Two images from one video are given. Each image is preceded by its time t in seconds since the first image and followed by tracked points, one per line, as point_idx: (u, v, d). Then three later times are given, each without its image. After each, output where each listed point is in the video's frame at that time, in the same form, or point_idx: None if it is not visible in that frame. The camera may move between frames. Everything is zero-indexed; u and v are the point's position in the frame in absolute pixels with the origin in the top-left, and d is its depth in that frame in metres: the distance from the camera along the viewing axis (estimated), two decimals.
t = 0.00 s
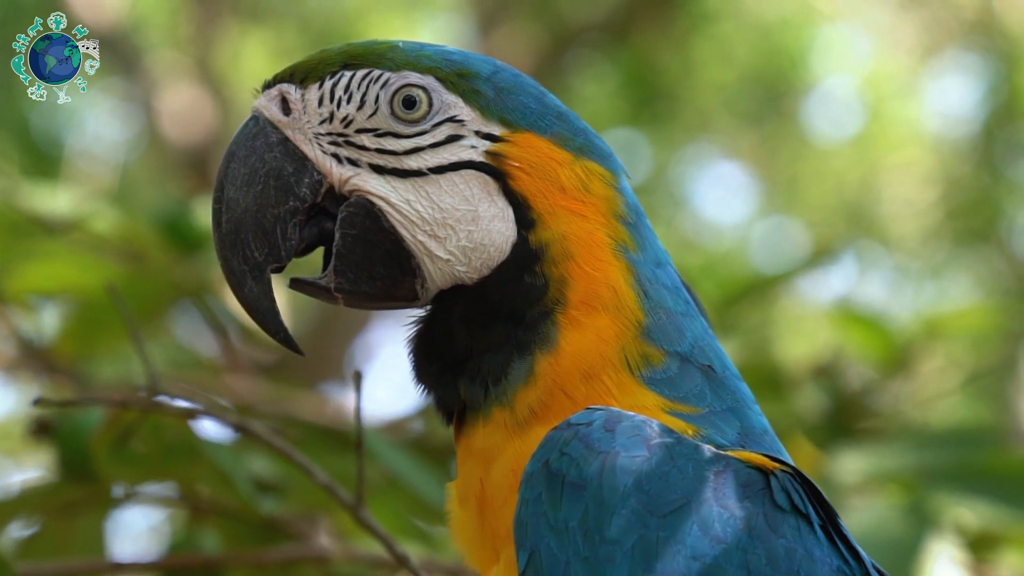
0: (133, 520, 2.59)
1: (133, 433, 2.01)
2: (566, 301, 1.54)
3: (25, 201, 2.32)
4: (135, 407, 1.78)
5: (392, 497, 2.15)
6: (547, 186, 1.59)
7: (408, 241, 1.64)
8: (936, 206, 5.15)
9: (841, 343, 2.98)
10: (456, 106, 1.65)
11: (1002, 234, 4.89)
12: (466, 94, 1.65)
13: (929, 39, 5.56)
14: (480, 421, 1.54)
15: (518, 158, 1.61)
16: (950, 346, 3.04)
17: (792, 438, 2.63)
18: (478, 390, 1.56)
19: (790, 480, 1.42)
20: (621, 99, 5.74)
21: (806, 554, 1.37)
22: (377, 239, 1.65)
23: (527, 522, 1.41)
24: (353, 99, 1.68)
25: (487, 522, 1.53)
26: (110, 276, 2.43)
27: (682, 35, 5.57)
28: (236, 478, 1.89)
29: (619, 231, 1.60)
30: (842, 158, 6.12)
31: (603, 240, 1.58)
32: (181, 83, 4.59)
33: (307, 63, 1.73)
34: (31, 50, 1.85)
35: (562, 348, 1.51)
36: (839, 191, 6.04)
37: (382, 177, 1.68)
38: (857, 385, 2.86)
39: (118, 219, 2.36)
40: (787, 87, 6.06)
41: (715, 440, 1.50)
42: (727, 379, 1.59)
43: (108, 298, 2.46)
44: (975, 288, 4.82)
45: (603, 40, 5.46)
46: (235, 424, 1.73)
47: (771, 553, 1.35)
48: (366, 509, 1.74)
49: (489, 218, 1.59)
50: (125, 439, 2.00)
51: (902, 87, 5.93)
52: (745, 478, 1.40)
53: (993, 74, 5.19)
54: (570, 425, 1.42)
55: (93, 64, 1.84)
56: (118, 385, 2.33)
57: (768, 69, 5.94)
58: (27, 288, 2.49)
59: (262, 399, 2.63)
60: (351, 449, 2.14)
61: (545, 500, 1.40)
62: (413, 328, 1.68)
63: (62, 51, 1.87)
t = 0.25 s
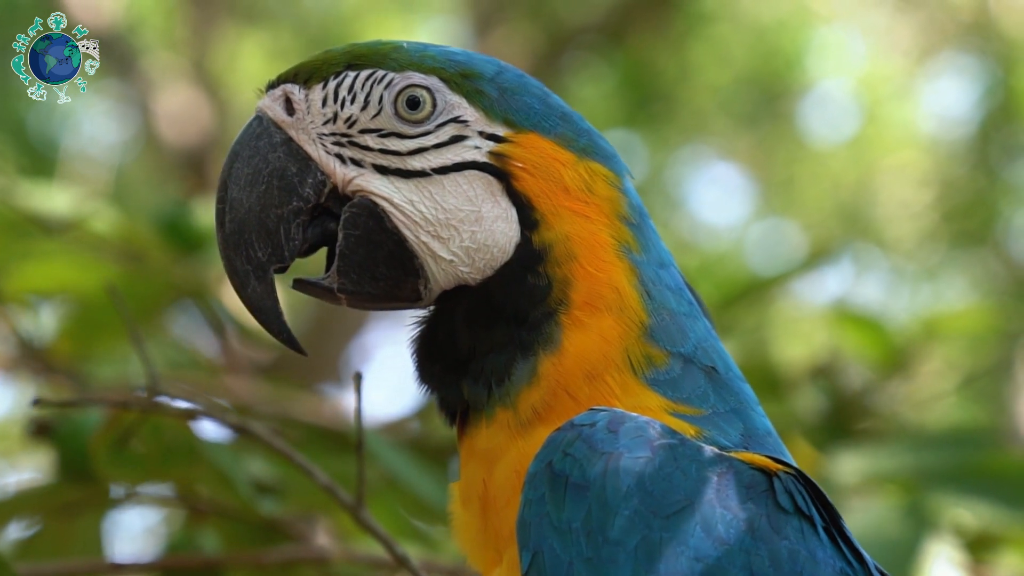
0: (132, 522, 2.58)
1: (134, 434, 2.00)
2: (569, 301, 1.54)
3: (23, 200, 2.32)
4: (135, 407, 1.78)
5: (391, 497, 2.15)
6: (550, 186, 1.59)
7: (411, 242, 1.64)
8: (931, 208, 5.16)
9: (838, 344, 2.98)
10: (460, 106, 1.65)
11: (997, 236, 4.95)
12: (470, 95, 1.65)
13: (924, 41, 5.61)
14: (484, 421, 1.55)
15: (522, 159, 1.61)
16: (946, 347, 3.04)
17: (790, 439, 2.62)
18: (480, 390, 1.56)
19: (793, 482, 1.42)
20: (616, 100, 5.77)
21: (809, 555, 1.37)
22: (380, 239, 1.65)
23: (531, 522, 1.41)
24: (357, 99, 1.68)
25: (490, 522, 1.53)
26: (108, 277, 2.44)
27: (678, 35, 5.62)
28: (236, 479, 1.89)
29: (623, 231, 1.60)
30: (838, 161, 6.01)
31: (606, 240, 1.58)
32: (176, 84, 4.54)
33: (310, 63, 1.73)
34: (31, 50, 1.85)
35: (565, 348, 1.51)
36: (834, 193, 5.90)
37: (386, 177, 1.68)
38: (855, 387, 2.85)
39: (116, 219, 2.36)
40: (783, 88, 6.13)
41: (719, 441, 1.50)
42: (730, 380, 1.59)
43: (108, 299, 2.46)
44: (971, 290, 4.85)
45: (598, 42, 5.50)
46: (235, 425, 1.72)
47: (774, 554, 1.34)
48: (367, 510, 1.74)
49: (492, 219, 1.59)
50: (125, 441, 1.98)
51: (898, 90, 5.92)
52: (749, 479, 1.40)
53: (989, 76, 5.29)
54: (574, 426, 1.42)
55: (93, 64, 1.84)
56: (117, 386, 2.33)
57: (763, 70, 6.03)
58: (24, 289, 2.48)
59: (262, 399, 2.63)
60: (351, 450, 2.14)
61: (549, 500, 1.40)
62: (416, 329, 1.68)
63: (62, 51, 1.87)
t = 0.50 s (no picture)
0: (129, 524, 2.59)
1: (134, 434, 2.00)
2: (570, 301, 1.54)
3: (21, 201, 2.31)
4: (135, 408, 1.78)
5: (391, 499, 2.15)
6: (551, 186, 1.59)
7: (412, 242, 1.64)
8: (928, 210, 5.19)
9: (837, 345, 2.98)
10: (460, 107, 1.65)
11: (993, 239, 4.98)
12: (470, 95, 1.65)
13: (922, 41, 5.71)
14: (485, 422, 1.54)
15: (522, 159, 1.61)
16: (944, 350, 3.04)
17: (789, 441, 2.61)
18: (481, 390, 1.56)
19: (795, 484, 1.42)
20: (612, 102, 5.54)
21: (812, 557, 1.37)
22: (381, 239, 1.65)
23: (533, 524, 1.40)
24: (358, 100, 1.67)
25: (492, 523, 1.52)
26: (107, 277, 2.45)
27: (677, 38, 5.44)
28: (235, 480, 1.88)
29: (623, 231, 1.60)
30: (834, 162, 6.07)
31: (606, 240, 1.57)
32: (173, 88, 4.59)
33: (312, 65, 1.73)
34: (31, 50, 1.84)
35: (565, 348, 1.51)
36: (832, 195, 5.97)
37: (387, 178, 1.67)
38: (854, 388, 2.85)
39: (114, 220, 2.34)
40: (780, 90, 6.11)
41: (721, 442, 1.50)
42: (732, 381, 1.59)
43: (107, 300, 2.46)
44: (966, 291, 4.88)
45: (597, 44, 5.30)
46: (236, 426, 1.72)
47: (777, 556, 1.34)
48: (367, 511, 1.74)
49: (493, 219, 1.59)
50: (125, 441, 1.98)
51: (895, 92, 6.01)
52: (752, 480, 1.39)
53: (986, 78, 5.31)
54: (577, 428, 1.42)
55: (93, 64, 1.84)
56: (117, 387, 2.33)
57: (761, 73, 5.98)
58: (22, 290, 2.47)
59: (261, 401, 2.63)
60: (352, 451, 2.13)
61: (551, 502, 1.40)
62: (417, 330, 1.67)
63: (62, 51, 1.87)
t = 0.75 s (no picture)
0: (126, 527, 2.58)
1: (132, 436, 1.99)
2: (564, 299, 1.54)
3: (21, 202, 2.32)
4: (134, 409, 1.77)
5: (390, 500, 2.14)
6: (544, 185, 1.58)
7: (406, 242, 1.64)
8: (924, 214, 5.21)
9: (835, 347, 2.98)
10: (452, 106, 1.65)
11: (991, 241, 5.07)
12: (462, 94, 1.65)
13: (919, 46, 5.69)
14: (484, 422, 1.55)
15: (514, 158, 1.60)
16: (940, 353, 3.03)
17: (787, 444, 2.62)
18: (479, 390, 1.56)
19: (797, 485, 1.42)
20: (610, 107, 5.65)
21: (814, 559, 1.37)
22: (376, 240, 1.65)
23: (534, 525, 1.40)
24: (351, 101, 1.68)
25: (493, 524, 1.52)
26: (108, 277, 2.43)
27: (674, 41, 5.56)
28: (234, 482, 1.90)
29: (617, 229, 1.59)
30: (833, 165, 5.92)
31: (600, 238, 1.57)
32: (172, 87, 4.63)
33: (308, 68, 1.74)
34: (31, 50, 1.84)
35: (560, 347, 1.51)
36: (829, 198, 5.83)
37: (381, 178, 1.67)
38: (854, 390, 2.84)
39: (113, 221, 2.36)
40: (777, 94, 6.04)
41: (720, 443, 1.50)
42: (731, 382, 1.58)
43: (106, 300, 2.46)
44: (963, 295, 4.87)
45: (596, 47, 5.45)
46: (235, 428, 1.72)
47: (779, 557, 1.34)
48: (366, 513, 1.73)
49: (484, 218, 1.59)
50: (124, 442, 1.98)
51: (893, 95, 5.89)
52: (753, 482, 1.39)
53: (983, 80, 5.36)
54: (577, 429, 1.42)
55: (93, 64, 1.84)
56: (116, 388, 2.32)
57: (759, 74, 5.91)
58: (22, 291, 2.47)
59: (259, 404, 2.62)
60: (351, 453, 2.13)
61: (552, 503, 1.40)
62: (417, 330, 1.67)
63: (62, 51, 1.86)
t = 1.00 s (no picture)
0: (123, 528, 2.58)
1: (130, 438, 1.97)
2: (559, 297, 1.53)
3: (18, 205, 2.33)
4: (132, 411, 1.77)
5: (389, 502, 2.14)
6: (539, 183, 1.59)
7: (402, 240, 1.64)
8: (922, 217, 5.23)
9: (833, 349, 2.98)
10: (449, 105, 1.66)
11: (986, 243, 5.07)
12: (460, 94, 1.66)
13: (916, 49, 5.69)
14: (483, 422, 1.55)
15: (510, 156, 1.61)
16: (938, 355, 3.04)
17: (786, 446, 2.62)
18: (477, 389, 1.57)
19: (796, 487, 1.42)
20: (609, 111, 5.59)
21: (813, 560, 1.37)
22: (373, 238, 1.66)
23: (533, 526, 1.40)
24: (350, 101, 1.70)
25: (492, 525, 1.51)
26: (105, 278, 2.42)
27: (672, 43, 5.53)
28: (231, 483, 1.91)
29: (613, 228, 1.59)
30: (829, 168, 5.93)
31: (595, 236, 1.57)
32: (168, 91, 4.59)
33: (309, 69, 1.76)
34: (31, 50, 1.84)
35: (556, 345, 1.51)
36: (827, 200, 5.87)
37: (379, 177, 1.68)
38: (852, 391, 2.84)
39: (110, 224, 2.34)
40: (775, 97, 6.06)
41: (720, 444, 1.49)
42: (730, 382, 1.58)
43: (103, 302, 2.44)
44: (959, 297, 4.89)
45: (592, 50, 5.39)
46: (233, 429, 1.72)
47: (778, 559, 1.34)
48: (365, 514, 1.73)
49: (481, 216, 1.60)
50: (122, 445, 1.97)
51: (891, 98, 5.89)
52: (752, 484, 1.39)
53: (980, 83, 5.36)
54: (576, 430, 1.42)
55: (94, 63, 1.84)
56: (114, 390, 2.32)
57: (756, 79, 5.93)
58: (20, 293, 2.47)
59: (258, 405, 2.62)
60: (350, 455, 2.13)
61: (551, 504, 1.40)
62: (416, 329, 1.68)
63: (62, 51, 1.86)
